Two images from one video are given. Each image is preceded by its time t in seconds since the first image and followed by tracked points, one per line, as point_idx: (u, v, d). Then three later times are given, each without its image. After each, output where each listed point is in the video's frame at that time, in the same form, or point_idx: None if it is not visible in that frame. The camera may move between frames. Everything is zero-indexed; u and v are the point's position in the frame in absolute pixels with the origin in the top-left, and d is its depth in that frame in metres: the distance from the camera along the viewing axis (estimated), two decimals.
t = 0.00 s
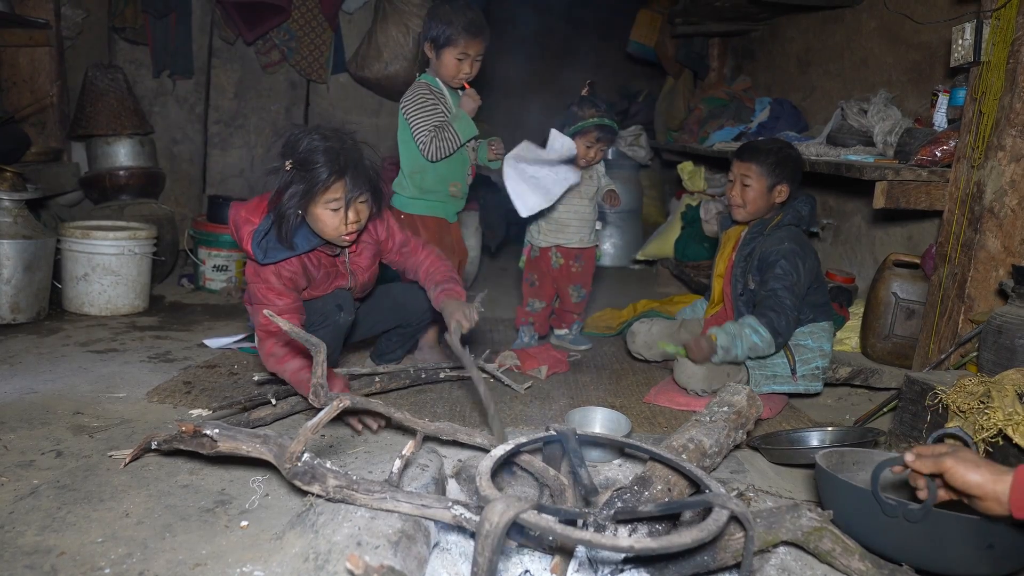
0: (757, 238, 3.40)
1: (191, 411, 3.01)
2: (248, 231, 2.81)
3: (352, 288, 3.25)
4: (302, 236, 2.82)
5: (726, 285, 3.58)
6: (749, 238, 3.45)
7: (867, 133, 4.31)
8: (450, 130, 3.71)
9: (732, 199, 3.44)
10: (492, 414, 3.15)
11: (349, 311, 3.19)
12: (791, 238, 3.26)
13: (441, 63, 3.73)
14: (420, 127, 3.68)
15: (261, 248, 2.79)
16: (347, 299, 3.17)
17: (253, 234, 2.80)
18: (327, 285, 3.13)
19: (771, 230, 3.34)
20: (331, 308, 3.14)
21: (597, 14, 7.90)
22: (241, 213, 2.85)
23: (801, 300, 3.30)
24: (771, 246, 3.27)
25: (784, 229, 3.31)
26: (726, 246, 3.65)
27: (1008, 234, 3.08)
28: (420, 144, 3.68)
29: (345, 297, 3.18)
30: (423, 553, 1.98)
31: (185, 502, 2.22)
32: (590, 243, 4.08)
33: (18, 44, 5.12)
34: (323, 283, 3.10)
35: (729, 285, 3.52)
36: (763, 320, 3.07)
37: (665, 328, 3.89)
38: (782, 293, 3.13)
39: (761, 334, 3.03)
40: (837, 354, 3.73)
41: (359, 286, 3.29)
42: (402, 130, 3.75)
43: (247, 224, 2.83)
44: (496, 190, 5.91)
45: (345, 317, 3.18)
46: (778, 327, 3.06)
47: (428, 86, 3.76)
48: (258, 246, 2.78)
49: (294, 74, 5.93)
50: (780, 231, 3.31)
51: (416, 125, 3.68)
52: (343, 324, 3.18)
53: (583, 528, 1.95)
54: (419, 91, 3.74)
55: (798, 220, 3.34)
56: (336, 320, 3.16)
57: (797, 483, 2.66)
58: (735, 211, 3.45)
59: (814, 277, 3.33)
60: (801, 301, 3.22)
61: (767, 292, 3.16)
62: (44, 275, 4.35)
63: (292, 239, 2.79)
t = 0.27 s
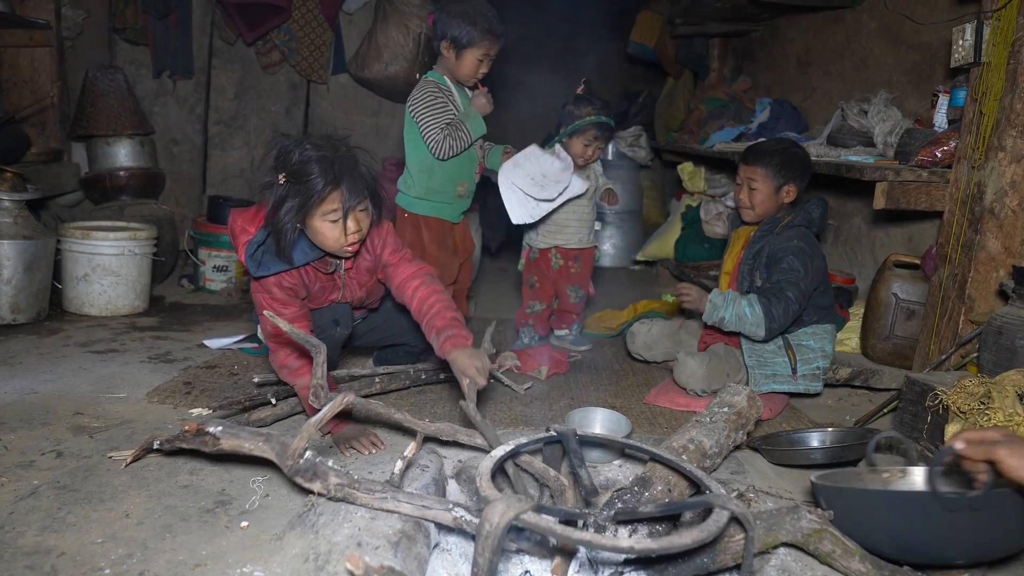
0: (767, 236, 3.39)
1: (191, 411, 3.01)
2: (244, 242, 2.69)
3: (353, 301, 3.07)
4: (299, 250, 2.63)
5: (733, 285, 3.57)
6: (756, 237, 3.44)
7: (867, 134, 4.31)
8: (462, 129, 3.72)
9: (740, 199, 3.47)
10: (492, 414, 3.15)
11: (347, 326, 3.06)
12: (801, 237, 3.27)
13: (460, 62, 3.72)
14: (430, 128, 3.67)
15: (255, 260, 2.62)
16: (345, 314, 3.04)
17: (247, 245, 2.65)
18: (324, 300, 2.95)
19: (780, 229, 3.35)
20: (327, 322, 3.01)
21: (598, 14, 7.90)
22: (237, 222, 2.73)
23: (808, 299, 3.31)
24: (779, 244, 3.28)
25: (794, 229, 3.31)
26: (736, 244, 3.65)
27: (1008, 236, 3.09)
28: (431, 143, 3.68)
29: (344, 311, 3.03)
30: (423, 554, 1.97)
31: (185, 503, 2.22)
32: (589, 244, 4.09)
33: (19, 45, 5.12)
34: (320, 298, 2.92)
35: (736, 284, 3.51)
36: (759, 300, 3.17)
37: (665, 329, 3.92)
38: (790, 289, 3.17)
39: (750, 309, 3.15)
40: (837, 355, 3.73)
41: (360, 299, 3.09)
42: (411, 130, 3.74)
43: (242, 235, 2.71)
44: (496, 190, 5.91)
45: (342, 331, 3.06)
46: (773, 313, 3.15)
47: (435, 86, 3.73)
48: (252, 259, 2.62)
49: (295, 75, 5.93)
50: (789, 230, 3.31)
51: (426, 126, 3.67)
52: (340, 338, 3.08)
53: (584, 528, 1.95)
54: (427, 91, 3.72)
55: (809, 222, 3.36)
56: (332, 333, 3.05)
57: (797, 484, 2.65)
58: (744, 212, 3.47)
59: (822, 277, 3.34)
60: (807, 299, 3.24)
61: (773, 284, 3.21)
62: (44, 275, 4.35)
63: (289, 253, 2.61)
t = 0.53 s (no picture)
0: (777, 236, 3.39)
1: (192, 410, 3.01)
2: (238, 244, 2.64)
3: (352, 303, 3.04)
4: (297, 254, 2.59)
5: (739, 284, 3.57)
6: (765, 237, 3.45)
7: (867, 134, 4.31)
8: (469, 120, 3.71)
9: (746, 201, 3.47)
10: (493, 414, 3.15)
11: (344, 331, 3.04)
12: (813, 237, 3.28)
13: (466, 61, 3.73)
14: (438, 119, 3.65)
15: (252, 264, 2.59)
16: (342, 320, 3.01)
17: (243, 248, 2.61)
18: (322, 302, 2.93)
19: (791, 229, 3.36)
20: (325, 327, 2.99)
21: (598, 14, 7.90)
22: (234, 224, 2.68)
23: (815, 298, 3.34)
24: (790, 243, 3.29)
25: (806, 230, 3.32)
26: (744, 242, 3.66)
27: (1009, 235, 3.08)
28: (439, 135, 3.65)
29: (341, 315, 3.01)
30: (423, 553, 1.97)
31: (186, 503, 2.22)
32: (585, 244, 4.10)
33: (19, 45, 5.12)
34: (318, 300, 2.90)
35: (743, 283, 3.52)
36: (768, 293, 3.20)
37: (664, 329, 3.93)
38: (799, 287, 3.19)
39: (759, 301, 3.17)
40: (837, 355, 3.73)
41: (358, 302, 3.07)
42: (420, 123, 3.72)
43: (238, 238, 2.65)
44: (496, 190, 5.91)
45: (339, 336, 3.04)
46: (780, 310, 3.18)
47: (443, 80, 3.72)
48: (248, 262, 2.59)
49: (295, 74, 5.93)
50: (800, 231, 3.32)
51: (434, 118, 3.65)
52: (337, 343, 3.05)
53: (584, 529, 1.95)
54: (435, 84, 3.71)
55: (819, 224, 3.37)
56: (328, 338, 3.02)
57: (798, 484, 2.65)
58: (753, 215, 3.47)
59: (829, 280, 3.36)
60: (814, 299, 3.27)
61: (784, 281, 3.24)
62: (44, 275, 4.35)
63: (286, 258, 2.57)
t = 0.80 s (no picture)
0: (783, 235, 3.39)
1: (192, 410, 3.00)
2: (236, 245, 2.62)
3: (351, 307, 3.04)
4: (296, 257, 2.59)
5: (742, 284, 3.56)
6: (770, 236, 3.45)
7: (868, 134, 4.31)
8: (475, 117, 3.69)
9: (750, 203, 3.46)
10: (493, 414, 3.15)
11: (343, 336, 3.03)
12: (816, 237, 3.29)
13: (474, 61, 3.72)
14: (445, 115, 3.65)
15: (250, 266, 2.58)
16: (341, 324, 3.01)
17: (241, 249, 2.59)
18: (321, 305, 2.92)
19: (796, 229, 3.35)
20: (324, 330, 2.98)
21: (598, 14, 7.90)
22: (234, 224, 2.66)
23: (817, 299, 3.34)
24: (795, 242, 3.29)
25: (810, 230, 3.32)
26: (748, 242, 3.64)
27: (1009, 236, 3.08)
28: (445, 131, 3.65)
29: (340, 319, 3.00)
30: (423, 553, 1.97)
31: (185, 502, 2.22)
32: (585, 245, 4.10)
33: (19, 44, 5.12)
34: (317, 303, 2.89)
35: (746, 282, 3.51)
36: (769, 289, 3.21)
37: (664, 329, 3.94)
38: (801, 286, 3.20)
39: (760, 296, 3.20)
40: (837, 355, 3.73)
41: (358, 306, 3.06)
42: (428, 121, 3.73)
43: (236, 239, 2.64)
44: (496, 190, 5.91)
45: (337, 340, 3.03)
46: (779, 308, 3.20)
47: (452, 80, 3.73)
48: (246, 263, 2.58)
49: (295, 74, 5.93)
50: (805, 231, 3.32)
51: (442, 114, 3.66)
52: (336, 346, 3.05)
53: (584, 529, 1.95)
54: (444, 84, 3.73)
55: (824, 225, 3.37)
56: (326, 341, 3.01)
57: (798, 484, 2.65)
58: (756, 217, 3.46)
59: (831, 281, 3.36)
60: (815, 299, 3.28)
61: (786, 279, 3.24)
62: (44, 274, 4.35)
63: (286, 261, 2.57)
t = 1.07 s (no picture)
0: (781, 236, 3.39)
1: (191, 410, 3.00)
2: (237, 245, 2.61)
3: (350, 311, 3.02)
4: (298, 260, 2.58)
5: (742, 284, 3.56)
6: (769, 237, 3.45)
7: (868, 134, 4.31)
8: (477, 117, 3.69)
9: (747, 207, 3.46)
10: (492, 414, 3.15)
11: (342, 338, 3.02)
12: (814, 237, 3.28)
13: (476, 62, 3.72)
14: (448, 114, 3.65)
15: (250, 267, 2.57)
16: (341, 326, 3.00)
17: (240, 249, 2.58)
18: (320, 308, 2.91)
19: (795, 229, 3.35)
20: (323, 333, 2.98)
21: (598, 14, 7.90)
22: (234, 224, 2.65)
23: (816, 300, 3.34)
24: (794, 243, 3.29)
25: (809, 231, 3.31)
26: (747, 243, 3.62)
27: (1009, 236, 3.07)
28: (447, 130, 3.65)
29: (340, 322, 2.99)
30: (423, 554, 1.97)
31: (184, 502, 2.22)
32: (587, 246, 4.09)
33: (19, 44, 5.12)
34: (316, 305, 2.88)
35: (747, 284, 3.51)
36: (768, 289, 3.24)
37: (664, 329, 3.94)
38: (801, 287, 3.20)
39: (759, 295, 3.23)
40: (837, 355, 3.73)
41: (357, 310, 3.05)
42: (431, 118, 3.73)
43: (236, 239, 2.63)
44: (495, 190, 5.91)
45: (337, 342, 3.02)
46: (778, 309, 3.22)
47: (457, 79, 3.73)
48: (244, 264, 2.56)
49: (295, 74, 5.93)
50: (803, 232, 3.31)
51: (444, 112, 3.65)
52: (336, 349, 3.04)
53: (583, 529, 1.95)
54: (449, 83, 3.73)
55: (823, 224, 3.36)
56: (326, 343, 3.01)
57: (798, 484, 2.65)
58: (754, 219, 3.47)
59: (830, 281, 3.36)
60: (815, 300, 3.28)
61: (786, 281, 3.25)
62: (43, 274, 4.35)
63: (287, 263, 2.56)
